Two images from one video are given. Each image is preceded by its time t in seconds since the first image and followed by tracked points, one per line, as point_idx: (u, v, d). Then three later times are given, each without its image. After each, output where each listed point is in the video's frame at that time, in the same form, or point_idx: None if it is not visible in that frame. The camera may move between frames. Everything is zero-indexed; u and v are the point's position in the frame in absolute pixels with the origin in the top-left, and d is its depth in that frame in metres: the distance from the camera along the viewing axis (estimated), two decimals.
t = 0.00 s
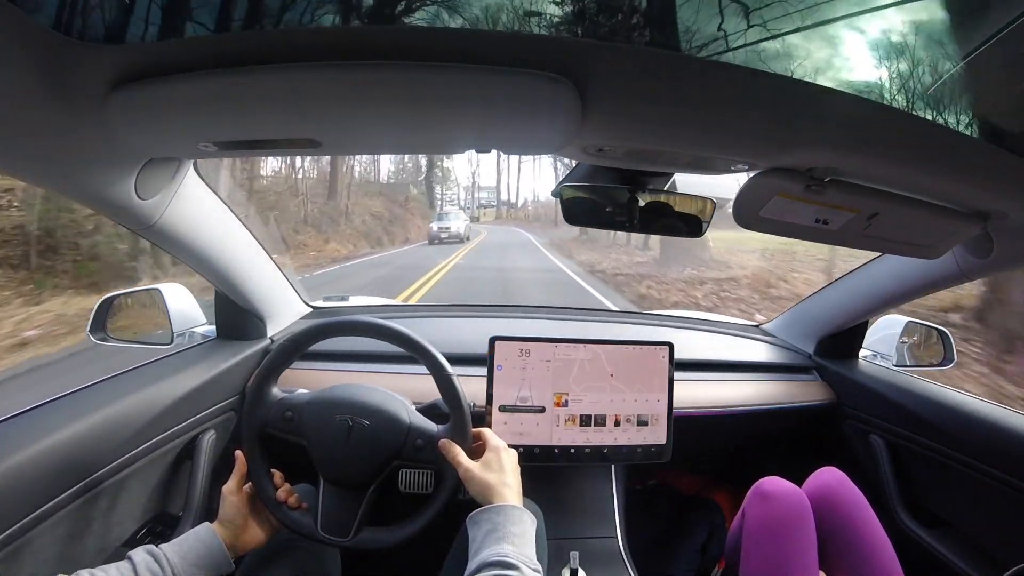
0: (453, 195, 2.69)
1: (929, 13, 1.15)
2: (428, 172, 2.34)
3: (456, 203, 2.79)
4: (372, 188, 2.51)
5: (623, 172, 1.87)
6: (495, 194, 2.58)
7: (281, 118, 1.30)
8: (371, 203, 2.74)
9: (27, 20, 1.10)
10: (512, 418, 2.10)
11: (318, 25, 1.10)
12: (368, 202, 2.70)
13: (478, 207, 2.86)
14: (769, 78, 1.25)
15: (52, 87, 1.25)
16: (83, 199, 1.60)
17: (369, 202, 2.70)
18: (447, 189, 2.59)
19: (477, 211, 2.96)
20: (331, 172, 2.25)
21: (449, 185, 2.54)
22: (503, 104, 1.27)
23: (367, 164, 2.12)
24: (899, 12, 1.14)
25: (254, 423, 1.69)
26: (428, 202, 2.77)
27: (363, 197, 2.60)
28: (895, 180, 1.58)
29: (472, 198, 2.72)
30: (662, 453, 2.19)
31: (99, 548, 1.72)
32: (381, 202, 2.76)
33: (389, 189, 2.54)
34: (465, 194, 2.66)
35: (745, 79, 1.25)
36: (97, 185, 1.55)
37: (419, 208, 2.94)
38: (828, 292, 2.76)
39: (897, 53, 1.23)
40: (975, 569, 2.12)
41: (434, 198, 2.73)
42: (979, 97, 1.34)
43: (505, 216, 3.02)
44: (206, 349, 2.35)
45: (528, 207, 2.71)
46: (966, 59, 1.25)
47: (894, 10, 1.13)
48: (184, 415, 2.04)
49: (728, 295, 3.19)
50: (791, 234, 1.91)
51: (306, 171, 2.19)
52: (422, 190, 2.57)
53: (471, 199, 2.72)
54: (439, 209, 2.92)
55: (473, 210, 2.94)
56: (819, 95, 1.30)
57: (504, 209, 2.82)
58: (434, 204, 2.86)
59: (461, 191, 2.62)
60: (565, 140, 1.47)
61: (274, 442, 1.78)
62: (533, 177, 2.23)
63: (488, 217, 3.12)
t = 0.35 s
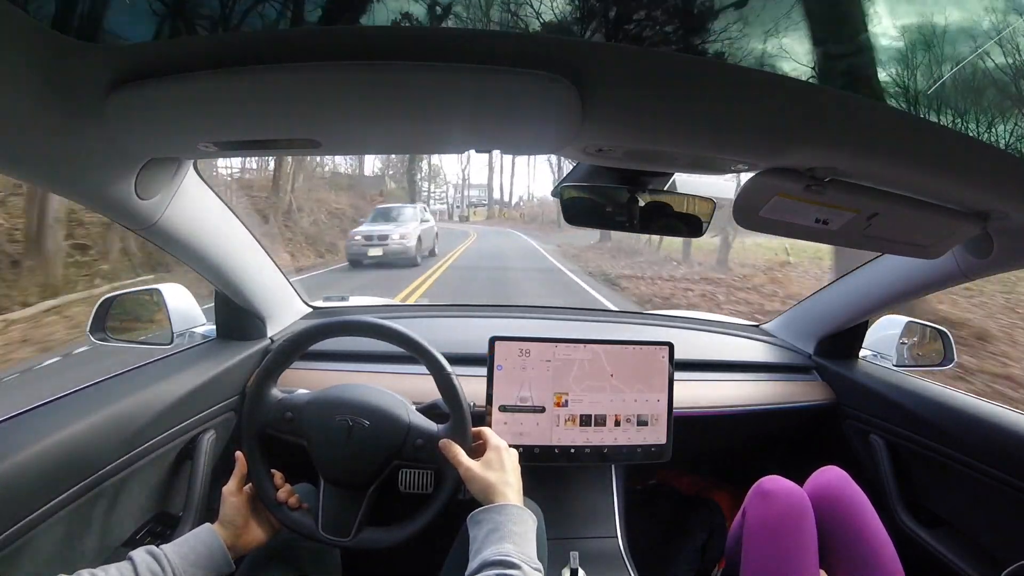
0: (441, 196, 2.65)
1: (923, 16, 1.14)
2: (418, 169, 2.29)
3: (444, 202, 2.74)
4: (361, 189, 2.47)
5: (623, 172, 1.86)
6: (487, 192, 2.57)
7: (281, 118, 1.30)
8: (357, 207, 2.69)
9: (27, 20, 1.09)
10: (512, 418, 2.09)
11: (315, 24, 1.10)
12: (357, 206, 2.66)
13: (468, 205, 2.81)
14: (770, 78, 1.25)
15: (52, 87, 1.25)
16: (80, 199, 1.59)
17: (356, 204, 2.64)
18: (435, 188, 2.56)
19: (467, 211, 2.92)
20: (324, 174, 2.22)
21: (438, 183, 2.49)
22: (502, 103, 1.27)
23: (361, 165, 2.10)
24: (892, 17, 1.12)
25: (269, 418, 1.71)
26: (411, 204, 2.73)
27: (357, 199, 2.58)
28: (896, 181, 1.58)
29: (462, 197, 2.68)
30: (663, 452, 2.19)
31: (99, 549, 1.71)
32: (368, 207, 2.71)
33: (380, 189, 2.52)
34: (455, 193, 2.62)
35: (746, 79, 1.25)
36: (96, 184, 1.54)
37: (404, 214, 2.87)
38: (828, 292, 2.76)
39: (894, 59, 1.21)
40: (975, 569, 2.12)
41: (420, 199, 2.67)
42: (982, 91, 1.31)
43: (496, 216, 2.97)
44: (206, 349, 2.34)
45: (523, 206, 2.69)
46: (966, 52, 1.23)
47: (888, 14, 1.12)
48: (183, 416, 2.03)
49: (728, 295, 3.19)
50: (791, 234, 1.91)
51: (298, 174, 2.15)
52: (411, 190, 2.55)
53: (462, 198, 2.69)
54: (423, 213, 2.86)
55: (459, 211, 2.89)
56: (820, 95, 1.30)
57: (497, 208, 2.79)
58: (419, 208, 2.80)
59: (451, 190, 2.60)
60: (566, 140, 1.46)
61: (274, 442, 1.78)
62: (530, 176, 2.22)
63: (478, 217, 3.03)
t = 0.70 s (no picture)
0: (433, 194, 2.65)
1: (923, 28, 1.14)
2: (408, 167, 2.30)
3: (434, 201, 2.76)
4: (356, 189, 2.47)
5: (623, 172, 1.87)
6: (480, 190, 2.58)
7: (281, 117, 1.30)
8: (350, 206, 2.72)
9: (26, 19, 1.09)
10: (512, 418, 2.10)
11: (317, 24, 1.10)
12: (351, 205, 2.69)
13: (459, 203, 2.83)
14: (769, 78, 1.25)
15: (52, 86, 1.25)
16: (81, 199, 1.60)
17: (351, 203, 2.65)
18: (426, 187, 2.56)
19: (458, 209, 2.94)
20: (319, 173, 2.23)
21: (431, 181, 2.50)
22: (501, 103, 1.27)
23: (357, 164, 2.10)
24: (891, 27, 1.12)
25: (267, 423, 1.70)
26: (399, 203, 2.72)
27: (354, 199, 2.58)
28: (896, 181, 1.58)
29: (453, 195, 2.68)
30: (662, 453, 2.19)
31: (98, 549, 1.71)
32: (360, 206, 2.73)
33: (376, 189, 2.52)
34: (446, 191, 2.63)
35: (746, 79, 1.25)
36: (95, 184, 1.54)
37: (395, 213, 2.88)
38: (828, 292, 2.76)
39: (887, 62, 1.19)
40: (975, 569, 2.12)
41: (413, 199, 2.68)
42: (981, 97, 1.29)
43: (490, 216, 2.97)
44: (206, 349, 2.34)
45: (520, 206, 2.69)
46: (969, 59, 1.19)
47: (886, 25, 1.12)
48: (183, 416, 2.03)
49: (728, 295, 3.19)
50: (791, 234, 1.91)
51: (295, 173, 2.17)
52: (405, 190, 2.56)
53: (455, 196, 2.70)
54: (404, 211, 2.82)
55: (453, 207, 2.90)
56: (821, 95, 1.30)
57: (490, 207, 2.80)
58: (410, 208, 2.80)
59: (443, 188, 2.61)
60: (565, 140, 1.46)
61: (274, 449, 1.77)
62: (528, 175, 2.22)
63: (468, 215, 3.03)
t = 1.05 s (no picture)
0: (431, 193, 2.65)
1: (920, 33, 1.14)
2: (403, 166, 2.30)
3: (433, 200, 2.76)
4: (354, 189, 2.47)
5: (623, 172, 1.87)
6: (478, 189, 2.58)
7: (281, 118, 1.30)
8: (345, 207, 2.71)
9: (27, 20, 1.09)
10: (512, 418, 2.10)
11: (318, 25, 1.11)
12: (348, 206, 2.68)
13: (456, 203, 2.83)
14: (768, 78, 1.25)
15: (53, 87, 1.25)
16: (80, 199, 1.60)
17: (349, 203, 2.65)
18: (424, 186, 2.56)
19: (455, 208, 2.93)
20: (317, 173, 2.23)
21: (428, 180, 2.50)
22: (501, 104, 1.27)
23: (355, 164, 2.11)
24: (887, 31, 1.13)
25: (257, 429, 1.69)
26: (391, 204, 2.70)
27: (353, 200, 2.58)
28: (897, 181, 1.58)
29: (452, 194, 2.69)
30: (662, 452, 2.19)
31: (99, 549, 1.71)
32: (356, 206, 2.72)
33: (375, 188, 2.52)
34: (444, 190, 2.63)
35: (745, 79, 1.25)
36: (96, 184, 1.55)
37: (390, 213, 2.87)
38: (828, 292, 2.76)
39: (883, 63, 1.20)
40: (976, 569, 2.12)
41: (410, 198, 2.68)
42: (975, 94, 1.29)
43: (489, 215, 2.98)
44: (207, 349, 2.34)
45: (519, 206, 2.69)
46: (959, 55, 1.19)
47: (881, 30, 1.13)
48: (184, 416, 2.03)
49: (728, 296, 3.20)
50: (791, 234, 1.91)
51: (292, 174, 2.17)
52: (403, 190, 2.56)
53: (452, 195, 2.70)
54: (400, 210, 2.81)
55: (450, 207, 2.90)
56: (820, 96, 1.30)
57: (489, 207, 2.80)
58: (406, 207, 2.79)
59: (440, 186, 2.61)
60: (565, 140, 1.46)
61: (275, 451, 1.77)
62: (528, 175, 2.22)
63: (466, 214, 3.03)
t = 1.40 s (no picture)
0: (432, 193, 2.64)
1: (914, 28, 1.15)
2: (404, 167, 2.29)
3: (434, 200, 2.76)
4: (355, 189, 2.47)
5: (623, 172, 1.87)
6: (478, 189, 2.58)
7: (281, 117, 1.30)
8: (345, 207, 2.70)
9: (26, 20, 1.09)
10: (512, 418, 2.09)
11: (319, 25, 1.11)
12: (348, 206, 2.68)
13: (456, 203, 2.83)
14: (768, 78, 1.25)
15: (53, 87, 1.25)
16: (80, 199, 1.60)
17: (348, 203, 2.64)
18: (424, 188, 2.55)
19: (454, 209, 2.92)
20: (314, 173, 2.21)
21: (428, 180, 2.49)
22: (502, 103, 1.27)
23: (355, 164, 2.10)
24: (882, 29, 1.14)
25: (259, 434, 1.69)
26: (390, 204, 2.69)
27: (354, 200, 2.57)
28: (898, 181, 1.58)
29: (452, 194, 2.68)
30: (662, 453, 2.19)
31: (98, 549, 1.71)
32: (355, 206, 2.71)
33: (374, 188, 2.52)
34: (444, 190, 2.63)
35: (745, 79, 1.25)
36: (96, 184, 1.54)
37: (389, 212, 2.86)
38: (828, 292, 2.76)
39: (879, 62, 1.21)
40: (976, 569, 2.12)
41: (411, 198, 2.67)
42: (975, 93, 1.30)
43: (490, 216, 2.98)
44: (207, 348, 2.34)
45: (519, 206, 2.69)
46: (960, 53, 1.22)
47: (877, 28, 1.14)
48: (183, 416, 2.03)
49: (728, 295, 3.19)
50: (791, 234, 1.91)
51: (291, 175, 2.17)
52: (403, 190, 2.55)
53: (453, 196, 2.69)
54: (400, 210, 2.80)
55: (450, 207, 2.90)
56: (819, 96, 1.30)
57: (490, 208, 2.80)
58: (407, 207, 2.79)
59: (440, 186, 2.61)
60: (565, 140, 1.46)
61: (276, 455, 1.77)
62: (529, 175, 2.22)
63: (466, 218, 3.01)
